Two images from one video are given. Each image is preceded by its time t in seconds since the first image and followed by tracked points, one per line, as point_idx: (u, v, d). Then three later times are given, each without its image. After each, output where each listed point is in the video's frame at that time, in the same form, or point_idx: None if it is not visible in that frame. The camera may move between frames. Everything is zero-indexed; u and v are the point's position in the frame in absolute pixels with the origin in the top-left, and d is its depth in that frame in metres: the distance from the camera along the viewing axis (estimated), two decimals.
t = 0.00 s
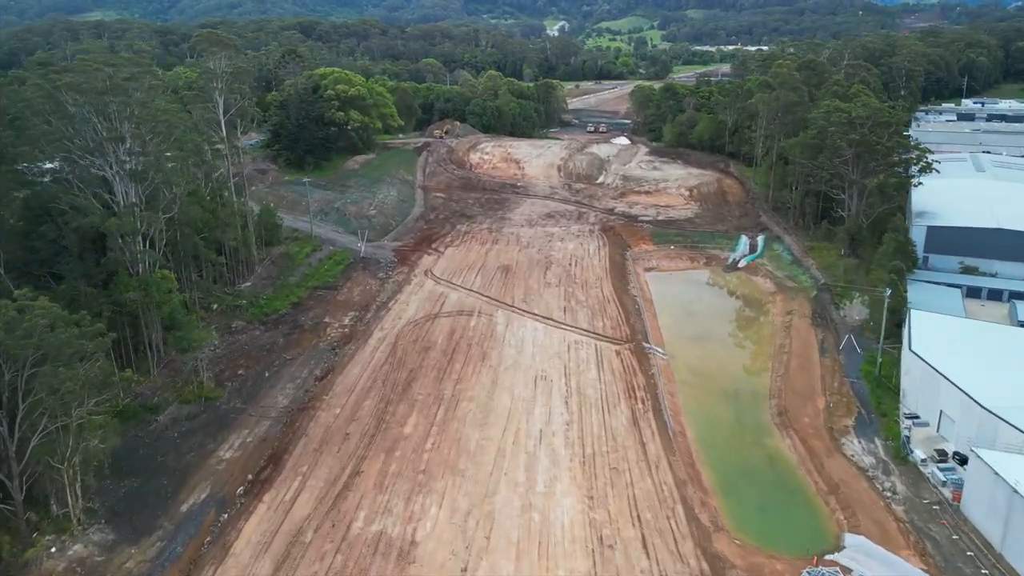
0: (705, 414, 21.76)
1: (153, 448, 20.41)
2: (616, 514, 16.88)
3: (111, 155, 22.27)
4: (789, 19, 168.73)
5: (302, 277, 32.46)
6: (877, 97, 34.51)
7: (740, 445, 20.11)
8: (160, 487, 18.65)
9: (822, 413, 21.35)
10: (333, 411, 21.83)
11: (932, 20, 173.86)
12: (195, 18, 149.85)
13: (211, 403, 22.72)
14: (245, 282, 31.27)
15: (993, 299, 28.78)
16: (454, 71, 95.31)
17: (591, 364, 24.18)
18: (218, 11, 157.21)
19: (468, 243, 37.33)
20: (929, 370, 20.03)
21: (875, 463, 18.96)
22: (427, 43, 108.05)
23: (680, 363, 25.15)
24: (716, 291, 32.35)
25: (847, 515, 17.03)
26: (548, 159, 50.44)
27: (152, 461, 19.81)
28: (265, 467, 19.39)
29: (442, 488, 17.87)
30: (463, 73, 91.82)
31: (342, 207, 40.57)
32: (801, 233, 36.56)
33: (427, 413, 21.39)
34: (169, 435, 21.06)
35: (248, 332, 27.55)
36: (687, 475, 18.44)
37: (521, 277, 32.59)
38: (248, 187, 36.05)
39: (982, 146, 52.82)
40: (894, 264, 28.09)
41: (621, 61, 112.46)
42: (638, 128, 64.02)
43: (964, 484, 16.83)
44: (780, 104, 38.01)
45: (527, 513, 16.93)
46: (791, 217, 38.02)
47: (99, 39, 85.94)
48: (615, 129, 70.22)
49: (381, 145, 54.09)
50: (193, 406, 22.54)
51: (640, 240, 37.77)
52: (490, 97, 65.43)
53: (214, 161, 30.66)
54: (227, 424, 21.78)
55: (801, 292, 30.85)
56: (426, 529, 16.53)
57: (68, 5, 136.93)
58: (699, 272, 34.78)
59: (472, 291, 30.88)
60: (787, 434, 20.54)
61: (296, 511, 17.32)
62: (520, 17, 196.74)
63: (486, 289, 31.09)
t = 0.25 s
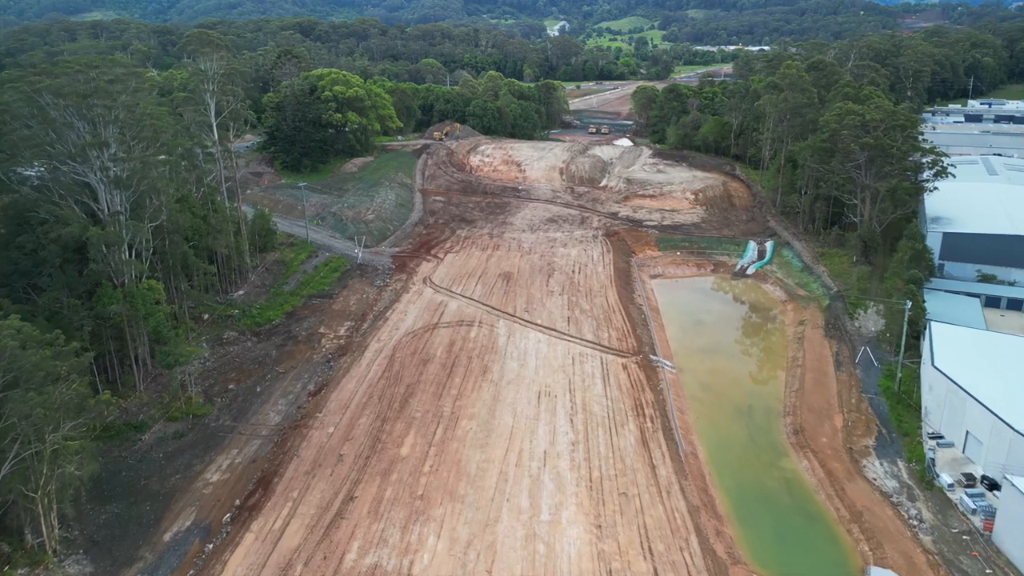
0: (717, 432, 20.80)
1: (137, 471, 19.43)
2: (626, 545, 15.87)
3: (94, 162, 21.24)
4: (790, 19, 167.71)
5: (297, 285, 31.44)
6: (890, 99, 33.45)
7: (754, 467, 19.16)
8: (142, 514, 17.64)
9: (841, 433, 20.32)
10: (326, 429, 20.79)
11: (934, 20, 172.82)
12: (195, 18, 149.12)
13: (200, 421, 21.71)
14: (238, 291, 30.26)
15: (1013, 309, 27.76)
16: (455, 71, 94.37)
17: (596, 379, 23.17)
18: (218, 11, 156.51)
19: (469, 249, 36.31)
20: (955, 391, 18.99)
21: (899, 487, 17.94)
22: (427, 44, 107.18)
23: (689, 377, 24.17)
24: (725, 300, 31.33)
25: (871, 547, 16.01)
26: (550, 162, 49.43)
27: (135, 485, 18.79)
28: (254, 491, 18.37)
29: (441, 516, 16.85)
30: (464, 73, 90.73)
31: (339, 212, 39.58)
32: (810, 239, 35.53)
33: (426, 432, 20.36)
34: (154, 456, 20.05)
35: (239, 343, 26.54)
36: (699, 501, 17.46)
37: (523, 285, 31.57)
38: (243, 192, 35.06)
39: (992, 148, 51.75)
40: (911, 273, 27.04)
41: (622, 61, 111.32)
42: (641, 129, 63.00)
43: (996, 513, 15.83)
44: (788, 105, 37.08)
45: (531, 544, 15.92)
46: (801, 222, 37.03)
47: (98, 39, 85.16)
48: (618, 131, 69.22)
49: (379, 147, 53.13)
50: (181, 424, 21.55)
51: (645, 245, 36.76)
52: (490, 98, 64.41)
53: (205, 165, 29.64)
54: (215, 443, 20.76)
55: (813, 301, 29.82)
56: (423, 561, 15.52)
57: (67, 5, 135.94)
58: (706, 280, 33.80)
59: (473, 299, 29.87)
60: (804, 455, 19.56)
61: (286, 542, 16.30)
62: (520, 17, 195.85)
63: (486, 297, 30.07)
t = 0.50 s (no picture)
0: (730, 454, 19.82)
1: (117, 496, 18.41)
2: None
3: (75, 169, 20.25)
4: (791, 19, 166.63)
5: (291, 294, 30.42)
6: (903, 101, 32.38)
7: (770, 493, 18.19)
8: (121, 543, 16.62)
9: (860, 454, 19.30)
10: (318, 450, 19.75)
11: (936, 20, 171.72)
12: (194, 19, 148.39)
13: (186, 440, 20.68)
14: (229, 300, 29.24)
15: None
16: (454, 72, 93.37)
17: (602, 395, 22.16)
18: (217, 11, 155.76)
19: (468, 255, 35.29)
20: (983, 409, 17.84)
21: (925, 515, 16.93)
22: (427, 44, 106.24)
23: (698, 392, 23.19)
24: (733, 309, 30.31)
25: None
26: (552, 165, 48.42)
27: (115, 511, 17.77)
28: (241, 518, 17.34)
29: (438, 548, 15.83)
30: (463, 74, 89.68)
31: (336, 216, 38.56)
32: (820, 245, 34.51)
33: (422, 453, 19.32)
34: (137, 479, 19.02)
35: (230, 356, 25.50)
36: (713, 530, 16.47)
37: (525, 293, 30.55)
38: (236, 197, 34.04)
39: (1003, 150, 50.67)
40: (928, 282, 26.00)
41: (623, 62, 110.27)
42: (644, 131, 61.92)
43: None
44: (796, 108, 36.01)
45: None
46: (810, 228, 36.02)
47: (95, 39, 84.38)
48: (620, 132, 68.17)
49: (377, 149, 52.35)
50: (166, 443, 20.53)
51: (650, 251, 35.74)
52: (491, 99, 63.44)
53: (196, 170, 28.64)
54: (202, 464, 19.74)
55: (825, 310, 28.80)
56: None
57: (66, 5, 135.15)
58: (714, 287, 32.78)
59: (472, 309, 28.85)
60: (822, 478, 18.57)
61: None
62: (520, 17, 194.89)
63: (487, 307, 29.05)
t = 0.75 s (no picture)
0: (744, 477, 18.79)
1: (96, 524, 17.39)
2: None
3: (51, 176, 19.30)
4: (793, 19, 165.51)
5: (284, 303, 29.40)
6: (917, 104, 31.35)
7: (788, 520, 17.17)
8: None
9: (881, 479, 18.29)
10: (308, 473, 18.73)
11: (938, 20, 170.64)
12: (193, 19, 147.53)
13: (170, 462, 19.66)
14: (219, 310, 28.21)
15: None
16: (454, 72, 92.33)
17: (608, 412, 21.14)
18: (216, 11, 154.67)
19: (468, 262, 34.26)
20: (1012, 432, 16.60)
21: (953, 547, 15.94)
22: (427, 44, 105.15)
23: (709, 409, 22.14)
24: (742, 319, 29.27)
25: None
26: (553, 167, 47.39)
27: (91, 541, 16.76)
28: (225, 549, 16.33)
29: None
30: (463, 74, 88.62)
31: (332, 221, 37.53)
32: (830, 252, 33.49)
33: (418, 477, 18.29)
34: (116, 504, 18.01)
35: (219, 369, 24.48)
36: (729, 565, 15.47)
37: (526, 302, 29.51)
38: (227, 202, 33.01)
39: (1014, 152, 49.62)
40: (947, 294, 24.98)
41: (624, 62, 109.23)
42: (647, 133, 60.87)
43: None
44: (805, 110, 34.75)
45: None
46: (819, 233, 34.98)
47: (92, 39, 83.54)
48: (622, 134, 67.12)
49: (375, 151, 51.35)
50: (148, 465, 19.49)
51: (654, 257, 34.73)
52: (491, 101, 62.43)
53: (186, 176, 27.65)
54: (186, 488, 18.72)
55: (838, 321, 27.77)
56: None
57: (65, 5, 134.28)
58: (722, 295, 31.71)
59: (472, 318, 27.82)
60: (842, 505, 17.55)
61: None
62: (520, 17, 193.84)
63: (486, 317, 28.01)
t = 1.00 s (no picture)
0: (758, 501, 17.75)
1: (69, 554, 16.34)
2: None
3: (23, 184, 18.38)
4: (794, 19, 164.40)
5: (276, 312, 28.39)
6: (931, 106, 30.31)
7: (807, 550, 16.13)
8: None
9: (902, 505, 17.26)
10: (296, 499, 17.70)
11: (941, 19, 169.53)
12: (192, 19, 146.64)
13: (152, 485, 18.63)
14: (208, 321, 27.19)
15: None
16: (453, 72, 91.32)
17: (612, 431, 20.11)
18: (215, 11, 153.70)
19: (466, 269, 33.21)
20: None
21: None
22: (426, 44, 104.14)
23: (719, 426, 21.10)
24: (750, 328, 28.24)
25: None
26: (554, 170, 46.36)
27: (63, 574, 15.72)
28: None
29: None
30: (462, 75, 87.57)
31: (327, 226, 36.50)
32: (840, 258, 32.47)
33: (412, 503, 17.25)
34: (92, 532, 16.97)
35: (206, 384, 23.45)
36: None
37: (526, 312, 28.47)
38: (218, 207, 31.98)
39: None
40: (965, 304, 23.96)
41: (625, 62, 108.18)
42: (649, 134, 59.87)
43: None
44: (813, 112, 33.70)
45: None
46: (829, 239, 33.94)
47: (87, 40, 82.63)
48: (623, 135, 66.11)
49: (372, 154, 50.29)
50: (127, 488, 18.45)
51: (658, 264, 33.70)
52: (490, 102, 61.41)
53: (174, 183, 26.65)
54: (167, 514, 17.70)
55: (851, 331, 26.72)
56: None
57: (64, 6, 133.44)
58: (729, 304, 30.64)
59: (470, 329, 26.79)
60: (863, 534, 16.52)
61: None
62: (520, 17, 192.82)
63: (485, 327, 26.95)
